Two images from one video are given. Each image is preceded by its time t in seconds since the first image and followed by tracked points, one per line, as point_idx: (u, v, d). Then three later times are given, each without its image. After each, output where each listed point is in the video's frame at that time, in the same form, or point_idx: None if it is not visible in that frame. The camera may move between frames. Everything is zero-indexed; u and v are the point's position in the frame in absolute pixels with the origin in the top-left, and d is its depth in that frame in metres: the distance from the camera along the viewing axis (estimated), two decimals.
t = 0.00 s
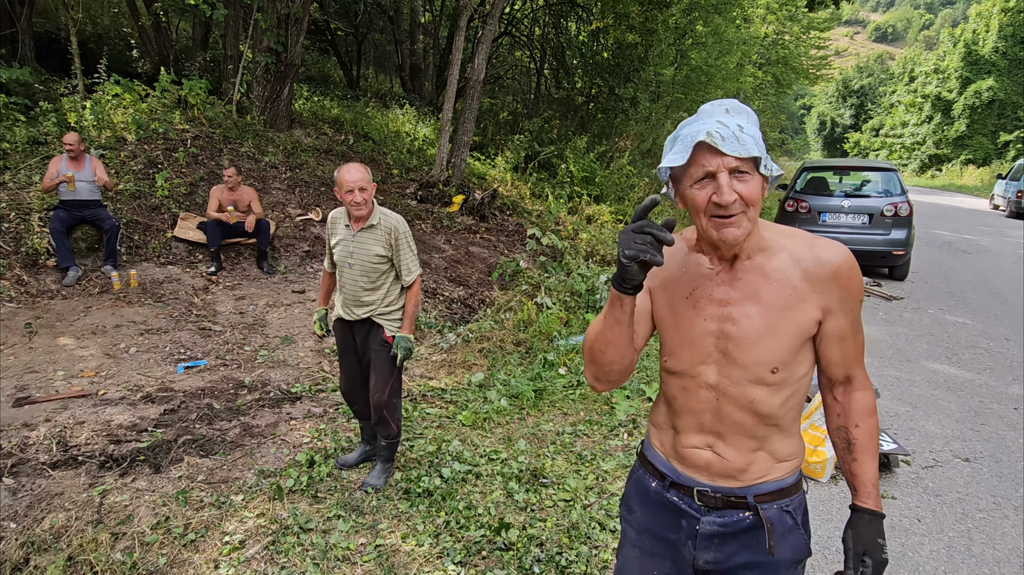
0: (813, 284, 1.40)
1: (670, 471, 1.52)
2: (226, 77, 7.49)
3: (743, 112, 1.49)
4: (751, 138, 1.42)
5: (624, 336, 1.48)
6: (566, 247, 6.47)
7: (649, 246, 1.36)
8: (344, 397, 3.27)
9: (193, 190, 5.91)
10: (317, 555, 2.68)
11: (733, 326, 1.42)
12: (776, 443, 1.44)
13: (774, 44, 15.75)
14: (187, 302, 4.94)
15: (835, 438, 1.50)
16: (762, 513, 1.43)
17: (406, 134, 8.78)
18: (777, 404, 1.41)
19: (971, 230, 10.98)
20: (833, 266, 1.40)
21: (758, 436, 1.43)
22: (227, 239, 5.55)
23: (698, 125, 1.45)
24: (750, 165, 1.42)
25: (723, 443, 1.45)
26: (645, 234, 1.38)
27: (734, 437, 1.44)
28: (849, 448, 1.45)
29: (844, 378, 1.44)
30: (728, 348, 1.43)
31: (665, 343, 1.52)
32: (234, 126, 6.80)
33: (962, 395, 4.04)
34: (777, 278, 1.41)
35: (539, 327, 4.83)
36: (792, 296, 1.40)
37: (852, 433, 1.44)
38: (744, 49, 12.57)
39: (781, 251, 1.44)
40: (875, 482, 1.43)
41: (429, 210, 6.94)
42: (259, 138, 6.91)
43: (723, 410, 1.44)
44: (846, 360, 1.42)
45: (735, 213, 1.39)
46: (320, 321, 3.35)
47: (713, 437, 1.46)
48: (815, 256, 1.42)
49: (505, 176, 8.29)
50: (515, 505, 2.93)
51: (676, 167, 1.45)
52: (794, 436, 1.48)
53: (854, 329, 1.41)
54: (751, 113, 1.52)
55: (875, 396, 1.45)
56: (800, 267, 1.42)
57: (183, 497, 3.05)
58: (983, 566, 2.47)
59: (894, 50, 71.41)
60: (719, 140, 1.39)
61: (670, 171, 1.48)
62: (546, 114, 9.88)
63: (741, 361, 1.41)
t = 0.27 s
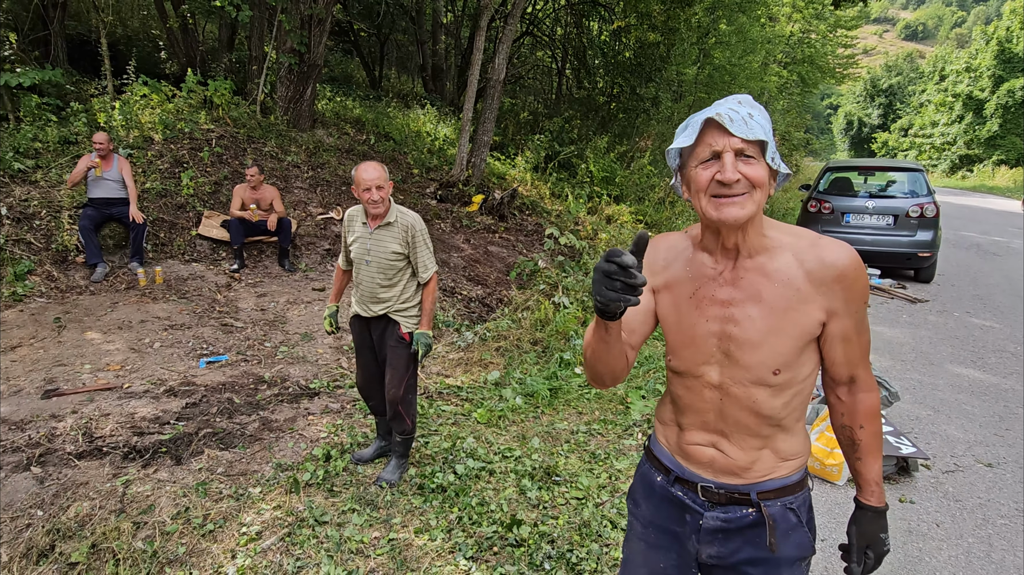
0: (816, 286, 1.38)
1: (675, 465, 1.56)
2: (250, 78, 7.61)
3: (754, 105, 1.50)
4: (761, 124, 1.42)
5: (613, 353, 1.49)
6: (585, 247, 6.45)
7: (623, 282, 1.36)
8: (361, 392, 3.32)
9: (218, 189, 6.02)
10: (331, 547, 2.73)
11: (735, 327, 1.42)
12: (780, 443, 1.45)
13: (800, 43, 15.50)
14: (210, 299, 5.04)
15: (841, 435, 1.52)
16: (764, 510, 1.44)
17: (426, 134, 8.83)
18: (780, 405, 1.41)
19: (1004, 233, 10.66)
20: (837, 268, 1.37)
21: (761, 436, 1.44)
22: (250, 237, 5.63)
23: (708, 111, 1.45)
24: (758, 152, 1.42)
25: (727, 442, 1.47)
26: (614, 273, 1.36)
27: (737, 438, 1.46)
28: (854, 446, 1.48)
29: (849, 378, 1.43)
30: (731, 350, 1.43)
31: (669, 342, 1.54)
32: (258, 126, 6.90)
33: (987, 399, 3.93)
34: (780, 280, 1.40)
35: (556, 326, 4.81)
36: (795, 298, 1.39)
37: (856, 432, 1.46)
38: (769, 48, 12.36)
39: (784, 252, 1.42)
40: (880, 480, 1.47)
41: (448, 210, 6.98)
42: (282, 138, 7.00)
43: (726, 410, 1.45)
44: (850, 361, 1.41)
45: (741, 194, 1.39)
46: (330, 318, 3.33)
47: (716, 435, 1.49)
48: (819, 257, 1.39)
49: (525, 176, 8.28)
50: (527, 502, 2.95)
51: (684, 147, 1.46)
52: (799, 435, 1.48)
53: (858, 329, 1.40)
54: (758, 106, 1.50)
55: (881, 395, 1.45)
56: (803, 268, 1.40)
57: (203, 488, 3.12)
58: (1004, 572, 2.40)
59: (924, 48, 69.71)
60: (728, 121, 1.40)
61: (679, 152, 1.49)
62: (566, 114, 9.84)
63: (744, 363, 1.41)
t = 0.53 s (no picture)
0: (829, 288, 1.38)
1: (685, 469, 1.54)
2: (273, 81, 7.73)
3: (768, 113, 1.49)
4: (775, 135, 1.41)
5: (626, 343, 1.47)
6: (603, 248, 6.43)
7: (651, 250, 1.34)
8: (378, 390, 3.36)
9: (241, 190, 6.13)
10: (348, 543, 2.77)
11: (748, 328, 1.41)
12: (790, 443, 1.45)
13: (824, 42, 15.29)
14: (233, 298, 5.13)
15: (849, 435, 1.52)
16: (776, 511, 1.44)
17: (446, 135, 8.88)
18: (791, 406, 1.41)
19: None
20: (850, 271, 1.37)
21: (772, 437, 1.44)
22: (272, 237, 5.71)
23: (722, 120, 1.44)
24: (772, 163, 1.41)
25: (738, 443, 1.46)
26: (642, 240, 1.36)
27: (748, 439, 1.45)
28: (863, 448, 1.48)
29: (859, 380, 1.44)
30: (743, 351, 1.42)
31: (679, 343, 1.52)
32: (280, 128, 7.01)
33: (1012, 404, 3.83)
34: (793, 282, 1.39)
35: (573, 327, 4.78)
36: (808, 300, 1.39)
37: (866, 433, 1.46)
38: (791, 48, 12.18)
39: (797, 254, 1.41)
40: (891, 481, 1.46)
41: (467, 211, 7.02)
42: (304, 140, 7.09)
43: (738, 411, 1.44)
44: (861, 363, 1.42)
45: (755, 208, 1.38)
46: (351, 319, 3.40)
47: (727, 436, 1.48)
48: (832, 260, 1.39)
49: (544, 178, 8.28)
50: (541, 502, 2.96)
51: (698, 157, 1.44)
52: (808, 435, 1.48)
53: (870, 332, 1.40)
54: (773, 110, 1.50)
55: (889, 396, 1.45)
56: (817, 271, 1.39)
57: (224, 483, 3.19)
58: None
59: (954, 47, 68.10)
60: (743, 131, 1.38)
61: (693, 161, 1.47)
62: (586, 115, 9.77)
63: (756, 364, 1.40)
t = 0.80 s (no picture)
0: (853, 285, 1.37)
1: (709, 464, 1.53)
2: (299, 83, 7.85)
3: (795, 109, 1.48)
4: (803, 130, 1.40)
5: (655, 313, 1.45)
6: (625, 249, 6.41)
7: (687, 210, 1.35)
8: (402, 388, 3.40)
9: (268, 191, 6.25)
10: (374, 537, 2.80)
11: (772, 325, 1.40)
12: (814, 440, 1.44)
13: (852, 41, 15.06)
14: (260, 297, 5.23)
15: (873, 432, 1.50)
16: (800, 507, 1.42)
17: (468, 137, 8.92)
18: (815, 402, 1.40)
19: None
20: (874, 267, 1.36)
21: (796, 433, 1.43)
22: (298, 237, 5.79)
23: (750, 114, 1.43)
24: (799, 157, 1.41)
25: (762, 439, 1.45)
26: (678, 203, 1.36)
27: (773, 435, 1.44)
28: (888, 443, 1.46)
29: (883, 376, 1.42)
30: (768, 347, 1.41)
31: (703, 339, 1.51)
32: (306, 130, 7.11)
33: None
34: (817, 279, 1.39)
35: (595, 328, 4.75)
36: (832, 296, 1.38)
37: (890, 429, 1.45)
38: (817, 48, 12.00)
39: (822, 251, 1.40)
40: (916, 475, 1.44)
41: (490, 211, 7.06)
42: (329, 142, 7.19)
43: (762, 407, 1.43)
44: (886, 360, 1.40)
45: (782, 199, 1.38)
46: (378, 318, 3.44)
47: (751, 433, 1.47)
48: (856, 257, 1.38)
49: (566, 179, 8.27)
50: (564, 500, 2.96)
51: (726, 150, 1.44)
52: (833, 432, 1.47)
53: (894, 328, 1.39)
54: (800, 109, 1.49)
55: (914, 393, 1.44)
56: (840, 267, 1.38)
57: (252, 478, 3.26)
58: None
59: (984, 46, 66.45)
60: (771, 126, 1.38)
61: (720, 155, 1.47)
62: (608, 116, 9.84)
63: (781, 360, 1.39)
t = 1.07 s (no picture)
0: (904, 283, 1.39)
1: (757, 459, 1.57)
2: (329, 87, 7.98)
3: (846, 110, 1.50)
4: (853, 131, 1.42)
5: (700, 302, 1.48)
6: (653, 251, 6.41)
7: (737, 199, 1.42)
8: (437, 386, 3.48)
9: (299, 192, 6.35)
10: (411, 532, 2.92)
11: (822, 322, 1.43)
12: (863, 436, 1.46)
13: (882, 41, 14.88)
14: (292, 296, 5.35)
15: (921, 429, 1.52)
16: (849, 501, 1.45)
17: (495, 139, 8.98)
18: (865, 398, 1.42)
19: None
20: (925, 266, 1.38)
21: (846, 429, 1.45)
22: (328, 239, 5.88)
23: (801, 116, 1.46)
24: (850, 158, 1.43)
25: (811, 434, 1.48)
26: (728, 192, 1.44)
27: (822, 430, 1.46)
28: (936, 439, 1.48)
29: (932, 374, 1.44)
30: (818, 344, 1.43)
31: (752, 336, 1.54)
32: (335, 133, 7.23)
33: None
34: (867, 277, 1.41)
35: (624, 329, 4.84)
36: (883, 294, 1.40)
37: (939, 426, 1.47)
38: (847, 48, 11.82)
39: (872, 249, 1.42)
40: (964, 471, 1.47)
41: (516, 213, 7.11)
42: (358, 144, 7.30)
43: (812, 402, 1.46)
44: (935, 358, 1.42)
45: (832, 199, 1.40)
46: (413, 317, 3.52)
47: (800, 427, 1.49)
48: (907, 255, 1.40)
49: (592, 181, 8.28)
50: (598, 499, 3.06)
51: (776, 151, 1.47)
52: (882, 427, 1.49)
53: (944, 326, 1.40)
54: (851, 111, 1.51)
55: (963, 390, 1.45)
56: (891, 265, 1.40)
57: (292, 472, 3.37)
58: None
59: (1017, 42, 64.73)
60: (821, 127, 1.41)
61: (771, 155, 1.50)
62: (634, 118, 9.86)
63: (831, 357, 1.42)
